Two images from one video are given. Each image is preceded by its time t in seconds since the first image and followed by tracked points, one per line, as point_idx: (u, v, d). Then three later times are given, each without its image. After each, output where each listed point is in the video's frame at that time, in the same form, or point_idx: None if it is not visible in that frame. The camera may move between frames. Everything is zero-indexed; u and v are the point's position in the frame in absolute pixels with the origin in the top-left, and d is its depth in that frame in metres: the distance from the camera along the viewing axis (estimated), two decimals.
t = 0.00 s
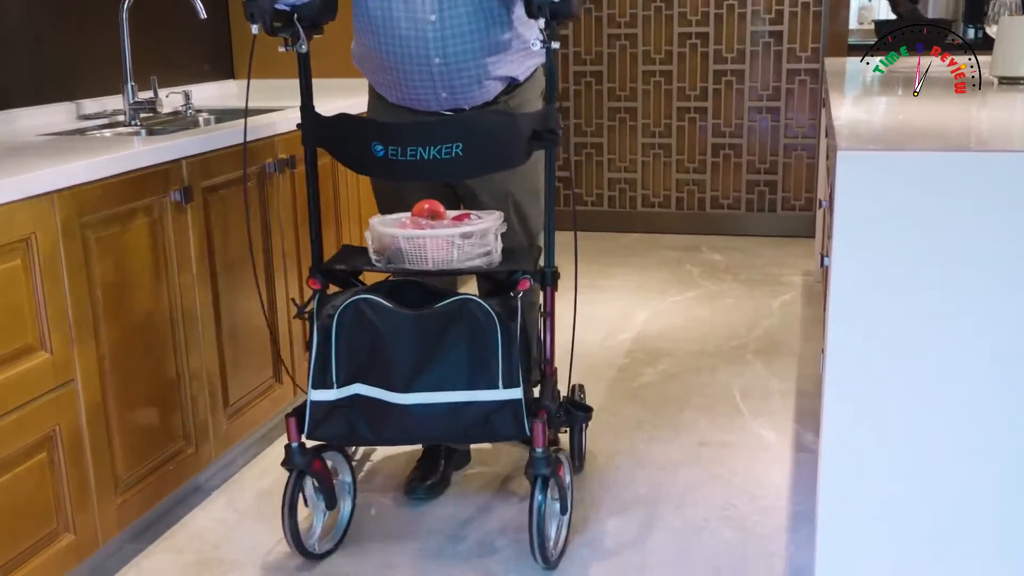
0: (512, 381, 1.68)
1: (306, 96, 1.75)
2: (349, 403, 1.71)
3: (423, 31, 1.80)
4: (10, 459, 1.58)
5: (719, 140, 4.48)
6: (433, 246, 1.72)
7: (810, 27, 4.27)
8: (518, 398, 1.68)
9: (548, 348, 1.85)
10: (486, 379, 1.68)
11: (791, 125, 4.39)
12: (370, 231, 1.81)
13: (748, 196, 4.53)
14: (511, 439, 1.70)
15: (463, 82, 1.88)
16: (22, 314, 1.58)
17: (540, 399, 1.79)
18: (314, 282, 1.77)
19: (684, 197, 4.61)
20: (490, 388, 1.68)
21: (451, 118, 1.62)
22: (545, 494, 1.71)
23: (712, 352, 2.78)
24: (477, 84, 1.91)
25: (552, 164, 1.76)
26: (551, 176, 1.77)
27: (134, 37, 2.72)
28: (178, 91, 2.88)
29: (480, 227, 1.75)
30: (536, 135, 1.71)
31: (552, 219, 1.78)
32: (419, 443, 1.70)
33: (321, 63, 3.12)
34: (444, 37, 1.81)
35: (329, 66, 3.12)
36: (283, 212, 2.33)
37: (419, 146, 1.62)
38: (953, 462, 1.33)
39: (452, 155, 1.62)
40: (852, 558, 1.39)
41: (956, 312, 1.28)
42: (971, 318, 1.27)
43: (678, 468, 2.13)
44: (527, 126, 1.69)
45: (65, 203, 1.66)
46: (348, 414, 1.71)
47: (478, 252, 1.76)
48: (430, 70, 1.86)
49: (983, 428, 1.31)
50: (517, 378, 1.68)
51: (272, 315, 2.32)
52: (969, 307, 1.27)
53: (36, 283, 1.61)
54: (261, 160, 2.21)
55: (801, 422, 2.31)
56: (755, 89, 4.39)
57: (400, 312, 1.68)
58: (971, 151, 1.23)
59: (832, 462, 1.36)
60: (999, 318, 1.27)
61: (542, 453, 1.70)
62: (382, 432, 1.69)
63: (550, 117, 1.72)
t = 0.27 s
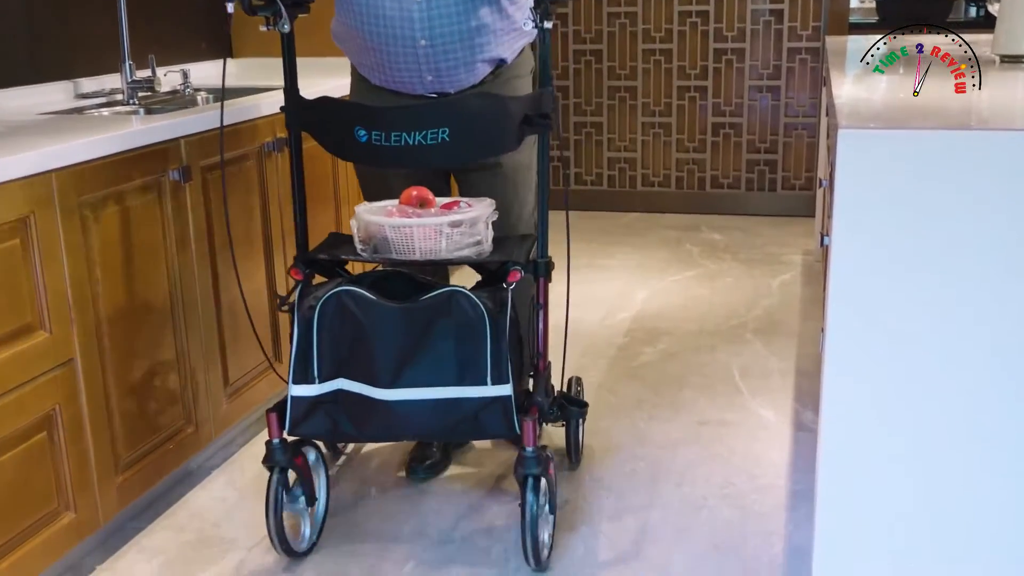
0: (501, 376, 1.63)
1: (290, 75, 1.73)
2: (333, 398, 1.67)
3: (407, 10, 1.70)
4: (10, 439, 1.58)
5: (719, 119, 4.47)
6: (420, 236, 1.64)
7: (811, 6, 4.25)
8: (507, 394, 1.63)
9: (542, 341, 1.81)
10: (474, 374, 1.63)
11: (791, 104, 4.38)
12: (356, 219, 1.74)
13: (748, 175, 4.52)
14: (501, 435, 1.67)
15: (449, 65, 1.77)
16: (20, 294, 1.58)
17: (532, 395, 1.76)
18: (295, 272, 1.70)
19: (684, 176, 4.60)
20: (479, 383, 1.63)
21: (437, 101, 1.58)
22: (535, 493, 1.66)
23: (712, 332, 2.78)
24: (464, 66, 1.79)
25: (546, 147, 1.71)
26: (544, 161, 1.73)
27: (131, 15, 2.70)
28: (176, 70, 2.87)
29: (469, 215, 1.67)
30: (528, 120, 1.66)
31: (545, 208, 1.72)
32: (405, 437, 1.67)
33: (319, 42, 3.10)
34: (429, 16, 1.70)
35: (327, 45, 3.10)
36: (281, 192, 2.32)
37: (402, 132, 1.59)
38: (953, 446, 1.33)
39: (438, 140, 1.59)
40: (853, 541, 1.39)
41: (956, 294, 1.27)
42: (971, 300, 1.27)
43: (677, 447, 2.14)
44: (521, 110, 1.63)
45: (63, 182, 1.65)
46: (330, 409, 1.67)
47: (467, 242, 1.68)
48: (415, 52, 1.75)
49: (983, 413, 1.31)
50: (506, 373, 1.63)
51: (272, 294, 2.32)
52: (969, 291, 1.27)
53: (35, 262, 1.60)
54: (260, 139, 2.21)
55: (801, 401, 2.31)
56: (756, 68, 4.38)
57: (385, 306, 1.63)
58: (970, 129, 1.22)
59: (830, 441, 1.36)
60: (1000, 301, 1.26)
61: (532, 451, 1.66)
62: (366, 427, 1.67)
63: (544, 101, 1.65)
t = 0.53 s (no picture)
0: (507, 367, 1.60)
1: (282, 56, 1.70)
2: (332, 391, 1.62)
3: None
4: (11, 416, 1.58)
5: (720, 96, 4.46)
6: (420, 221, 1.62)
7: None
8: (514, 385, 1.60)
9: (544, 331, 1.78)
10: (479, 366, 1.60)
11: (792, 81, 4.36)
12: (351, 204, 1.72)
13: (749, 152, 4.51)
14: (506, 428, 1.64)
15: (444, 43, 1.76)
16: (20, 271, 1.58)
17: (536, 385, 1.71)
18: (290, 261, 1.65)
19: (684, 153, 4.59)
20: (484, 374, 1.60)
21: (439, 82, 1.54)
22: (544, 485, 1.62)
23: (712, 309, 2.78)
24: (459, 45, 1.77)
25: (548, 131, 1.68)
26: (546, 143, 1.69)
27: None
28: (174, 45, 2.85)
29: (469, 200, 1.65)
30: (532, 100, 1.63)
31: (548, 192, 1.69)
32: (407, 431, 1.63)
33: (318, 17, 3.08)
34: None
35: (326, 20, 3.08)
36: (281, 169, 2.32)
37: (403, 113, 1.54)
38: (952, 426, 1.33)
39: (439, 122, 1.55)
40: (853, 522, 1.40)
41: (955, 272, 1.27)
42: (970, 278, 1.27)
43: (677, 423, 2.14)
44: (523, 91, 1.60)
45: (62, 158, 1.64)
46: (330, 403, 1.62)
47: (467, 227, 1.66)
48: (408, 29, 1.74)
49: (983, 392, 1.31)
50: (512, 364, 1.60)
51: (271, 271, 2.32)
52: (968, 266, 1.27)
53: (34, 239, 1.60)
54: (259, 115, 2.20)
55: (800, 378, 2.31)
56: (756, 44, 4.36)
57: (388, 296, 1.59)
58: (970, 105, 1.21)
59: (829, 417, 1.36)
60: (1000, 278, 1.26)
61: (540, 443, 1.61)
62: (367, 421, 1.62)
63: (547, 81, 1.64)
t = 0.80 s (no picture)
0: (516, 363, 1.53)
1: (268, 34, 1.57)
2: (331, 391, 1.54)
3: None
4: (10, 389, 1.58)
5: (720, 68, 4.44)
6: (420, 209, 1.49)
7: None
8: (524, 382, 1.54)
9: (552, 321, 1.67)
10: (487, 362, 1.52)
11: (792, 53, 4.35)
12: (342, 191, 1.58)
13: (749, 125, 4.50)
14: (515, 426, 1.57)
15: (436, 21, 1.65)
16: (18, 244, 1.57)
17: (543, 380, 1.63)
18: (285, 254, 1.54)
19: (683, 126, 4.57)
20: (492, 371, 1.53)
21: (441, 61, 1.43)
22: (557, 488, 1.52)
23: (712, 282, 2.78)
24: (452, 24, 1.67)
25: (553, 112, 1.58)
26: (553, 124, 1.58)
27: None
28: (171, 17, 2.83)
29: (473, 184, 1.53)
30: (539, 79, 1.53)
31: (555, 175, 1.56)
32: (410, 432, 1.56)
33: None
34: None
35: None
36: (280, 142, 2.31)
37: (403, 94, 1.43)
38: (951, 400, 1.33)
39: (444, 104, 1.44)
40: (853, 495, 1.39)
41: (955, 243, 1.26)
42: (970, 250, 1.26)
43: (676, 396, 2.15)
44: (530, 69, 1.50)
45: (59, 131, 1.63)
46: (328, 405, 1.55)
47: (470, 215, 1.54)
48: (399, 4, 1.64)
49: (982, 367, 1.31)
50: (521, 359, 1.53)
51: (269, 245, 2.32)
52: (968, 238, 1.26)
53: (32, 212, 1.59)
54: (257, 88, 2.19)
55: (799, 351, 2.32)
56: (757, 16, 4.34)
57: (390, 291, 1.49)
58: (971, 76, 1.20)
59: (828, 389, 1.36)
60: (999, 250, 1.25)
61: (552, 443, 1.52)
62: (368, 424, 1.54)
63: (552, 59, 1.54)
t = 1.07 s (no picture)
0: (528, 360, 1.47)
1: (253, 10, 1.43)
2: (334, 395, 1.47)
3: None
4: (10, 359, 1.58)
5: (720, 38, 4.42)
6: (425, 197, 1.43)
7: None
8: (537, 381, 1.47)
9: (560, 313, 1.60)
10: (497, 360, 1.46)
11: (793, 23, 4.33)
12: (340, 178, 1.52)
13: (749, 95, 4.49)
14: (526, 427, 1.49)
15: None
16: (16, 215, 1.57)
17: (555, 377, 1.55)
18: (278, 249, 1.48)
19: (683, 97, 4.56)
20: (503, 370, 1.46)
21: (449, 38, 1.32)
22: (574, 490, 1.45)
23: (711, 253, 2.78)
24: None
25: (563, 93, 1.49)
26: (561, 105, 1.50)
27: None
28: None
29: (478, 171, 1.47)
30: (550, 58, 1.43)
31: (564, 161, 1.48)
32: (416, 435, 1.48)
33: None
34: None
35: None
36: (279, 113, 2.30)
37: (407, 75, 1.31)
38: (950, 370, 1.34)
39: (452, 85, 1.33)
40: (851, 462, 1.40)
41: (954, 213, 1.27)
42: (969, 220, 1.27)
43: (676, 367, 2.15)
44: (541, 47, 1.40)
45: (56, 101, 1.62)
46: (331, 409, 1.46)
47: (476, 204, 1.48)
48: None
49: (982, 337, 1.31)
50: (533, 356, 1.47)
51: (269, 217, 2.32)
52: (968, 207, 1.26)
53: (30, 183, 1.59)
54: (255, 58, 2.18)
55: (799, 322, 2.32)
56: None
57: (394, 286, 1.44)
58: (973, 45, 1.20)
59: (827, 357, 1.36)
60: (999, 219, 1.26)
61: (569, 446, 1.45)
62: (372, 428, 1.46)
63: (562, 36, 1.44)
